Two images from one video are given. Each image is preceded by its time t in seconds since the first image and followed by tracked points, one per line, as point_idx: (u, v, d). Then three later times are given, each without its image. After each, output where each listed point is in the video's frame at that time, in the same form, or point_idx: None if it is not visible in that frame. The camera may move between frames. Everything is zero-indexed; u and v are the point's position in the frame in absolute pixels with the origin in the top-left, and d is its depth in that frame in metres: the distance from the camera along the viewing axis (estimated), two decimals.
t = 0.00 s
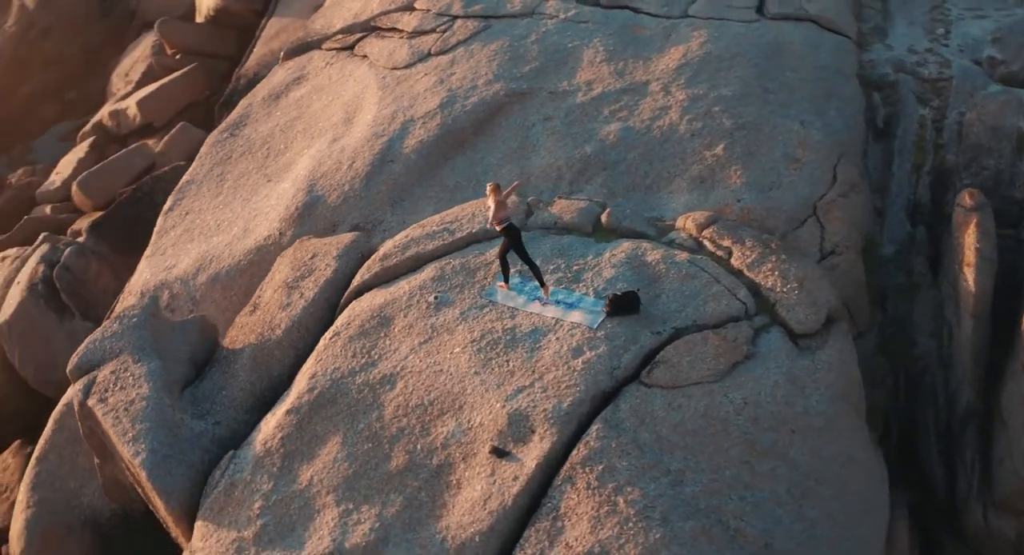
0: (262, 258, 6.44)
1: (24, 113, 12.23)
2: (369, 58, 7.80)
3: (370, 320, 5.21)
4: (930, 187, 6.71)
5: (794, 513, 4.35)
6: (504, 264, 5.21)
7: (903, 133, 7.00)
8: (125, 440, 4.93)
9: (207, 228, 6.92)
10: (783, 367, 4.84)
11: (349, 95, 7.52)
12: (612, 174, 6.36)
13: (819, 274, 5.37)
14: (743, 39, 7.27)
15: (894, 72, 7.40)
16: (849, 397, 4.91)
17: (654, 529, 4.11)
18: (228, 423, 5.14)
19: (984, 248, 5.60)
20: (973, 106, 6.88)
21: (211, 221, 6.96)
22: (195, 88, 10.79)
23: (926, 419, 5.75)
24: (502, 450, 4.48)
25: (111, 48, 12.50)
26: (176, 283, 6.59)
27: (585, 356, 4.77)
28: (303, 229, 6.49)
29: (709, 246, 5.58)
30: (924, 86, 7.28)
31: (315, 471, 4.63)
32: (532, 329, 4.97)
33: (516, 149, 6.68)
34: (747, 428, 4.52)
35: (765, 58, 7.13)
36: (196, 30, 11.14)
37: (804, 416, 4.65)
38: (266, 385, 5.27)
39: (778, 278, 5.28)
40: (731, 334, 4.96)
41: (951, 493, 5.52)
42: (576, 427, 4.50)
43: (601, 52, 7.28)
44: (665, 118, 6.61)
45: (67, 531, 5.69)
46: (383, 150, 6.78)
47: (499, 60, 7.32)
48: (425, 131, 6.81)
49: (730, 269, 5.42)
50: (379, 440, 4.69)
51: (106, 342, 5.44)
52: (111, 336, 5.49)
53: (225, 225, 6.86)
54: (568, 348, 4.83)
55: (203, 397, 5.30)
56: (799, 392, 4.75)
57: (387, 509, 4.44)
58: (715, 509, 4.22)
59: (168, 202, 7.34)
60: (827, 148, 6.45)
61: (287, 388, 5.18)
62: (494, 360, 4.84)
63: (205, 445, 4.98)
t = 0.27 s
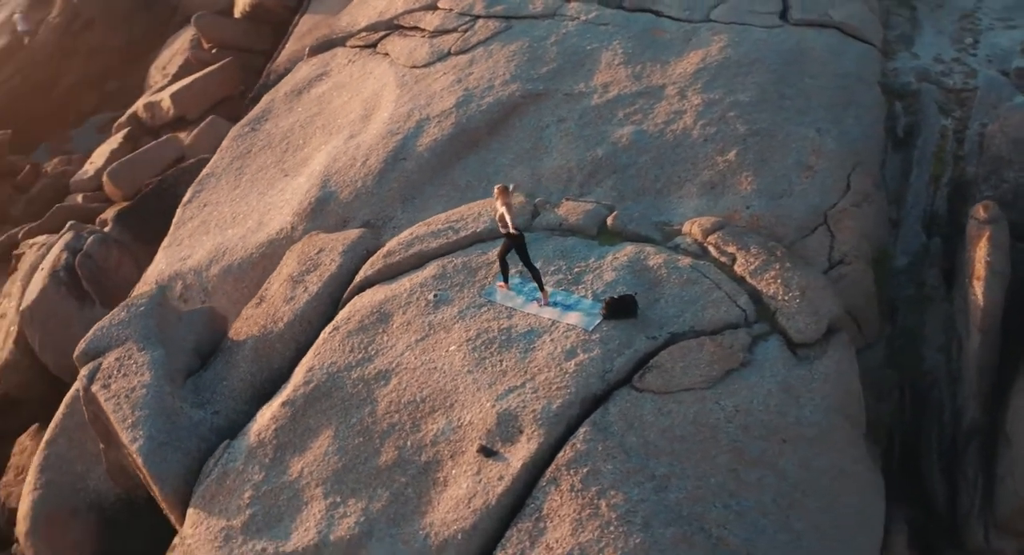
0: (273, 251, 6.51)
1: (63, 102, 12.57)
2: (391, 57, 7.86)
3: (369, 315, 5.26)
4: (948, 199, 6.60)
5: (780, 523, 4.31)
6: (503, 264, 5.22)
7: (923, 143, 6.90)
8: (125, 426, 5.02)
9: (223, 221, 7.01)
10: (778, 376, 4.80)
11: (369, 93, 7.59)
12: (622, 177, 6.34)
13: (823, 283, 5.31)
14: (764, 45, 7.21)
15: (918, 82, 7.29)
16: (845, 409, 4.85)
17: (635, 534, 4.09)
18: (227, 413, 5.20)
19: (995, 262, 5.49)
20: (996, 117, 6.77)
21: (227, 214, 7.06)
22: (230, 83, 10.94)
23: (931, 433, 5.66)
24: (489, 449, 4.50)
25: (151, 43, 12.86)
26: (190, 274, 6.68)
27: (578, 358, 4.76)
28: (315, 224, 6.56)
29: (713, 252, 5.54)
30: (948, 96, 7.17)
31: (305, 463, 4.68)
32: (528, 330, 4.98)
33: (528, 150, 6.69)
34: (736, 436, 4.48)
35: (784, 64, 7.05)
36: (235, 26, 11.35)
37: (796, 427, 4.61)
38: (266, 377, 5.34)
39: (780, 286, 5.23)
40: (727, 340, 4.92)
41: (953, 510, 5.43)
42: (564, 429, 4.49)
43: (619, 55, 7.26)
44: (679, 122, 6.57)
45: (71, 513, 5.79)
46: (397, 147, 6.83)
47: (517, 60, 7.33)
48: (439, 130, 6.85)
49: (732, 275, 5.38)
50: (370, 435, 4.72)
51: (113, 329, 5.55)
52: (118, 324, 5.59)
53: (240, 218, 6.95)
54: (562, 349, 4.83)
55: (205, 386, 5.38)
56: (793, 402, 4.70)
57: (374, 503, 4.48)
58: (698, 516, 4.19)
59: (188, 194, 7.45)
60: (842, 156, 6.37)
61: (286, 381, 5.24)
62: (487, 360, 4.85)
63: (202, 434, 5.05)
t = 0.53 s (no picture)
0: (285, 245, 6.58)
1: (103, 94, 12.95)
2: (412, 55, 7.91)
3: (369, 311, 5.30)
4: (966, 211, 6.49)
5: (765, 533, 4.27)
6: (504, 263, 5.23)
7: (944, 153, 6.78)
8: (125, 413, 5.11)
9: (240, 214, 7.11)
10: (773, 384, 4.75)
11: (388, 90, 7.64)
12: (632, 180, 6.31)
13: (826, 292, 5.25)
14: (784, 51, 7.13)
15: (942, 91, 7.17)
16: (841, 420, 4.79)
17: (615, 537, 4.08)
18: (227, 402, 5.27)
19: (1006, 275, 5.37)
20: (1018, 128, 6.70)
21: (244, 207, 7.16)
22: (265, 78, 11.07)
23: (936, 447, 5.57)
24: (477, 448, 4.51)
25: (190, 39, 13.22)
26: (204, 265, 6.78)
27: (571, 360, 4.76)
28: (327, 219, 6.62)
29: (718, 258, 5.51)
30: (972, 106, 7.04)
31: (297, 455, 4.73)
32: (524, 330, 4.98)
33: (541, 150, 6.68)
34: (725, 443, 4.45)
35: (804, 70, 6.98)
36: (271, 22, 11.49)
37: (788, 436, 4.56)
38: (267, 368, 5.40)
39: (781, 294, 5.18)
40: (724, 346, 4.89)
41: (955, 526, 5.34)
42: (552, 430, 4.49)
43: (637, 57, 7.23)
44: (693, 127, 6.53)
45: (77, 496, 5.88)
46: (411, 145, 6.87)
47: (535, 61, 7.34)
48: (454, 129, 6.88)
49: (734, 281, 5.34)
50: (362, 429, 4.76)
51: (120, 317, 5.64)
52: (126, 312, 5.68)
53: (256, 212, 7.04)
54: (556, 350, 4.83)
55: (207, 376, 5.45)
56: (786, 410, 4.65)
57: (361, 497, 4.51)
58: (681, 522, 4.17)
59: (207, 186, 7.56)
60: (857, 164, 6.29)
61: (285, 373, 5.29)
62: (481, 358, 4.87)
63: (201, 422, 5.12)
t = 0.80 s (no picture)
0: (297, 239, 6.65)
1: (141, 88, 13.23)
2: (433, 54, 7.96)
3: (369, 306, 5.34)
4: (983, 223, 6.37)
5: (749, 542, 4.23)
6: (505, 263, 5.25)
7: (964, 165, 6.67)
8: (127, 399, 5.20)
9: (256, 207, 7.20)
10: (767, 392, 4.70)
11: (408, 88, 7.69)
12: (642, 184, 6.29)
13: (828, 302, 5.19)
14: (804, 57, 7.06)
15: (965, 100, 7.04)
16: (837, 431, 4.73)
17: (594, 539, 4.07)
18: (227, 392, 5.34)
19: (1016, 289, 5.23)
20: None
21: (261, 201, 7.24)
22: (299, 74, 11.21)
23: (939, 462, 5.48)
24: (465, 446, 4.53)
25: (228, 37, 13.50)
26: (218, 257, 6.87)
27: (564, 361, 4.76)
28: (339, 215, 6.68)
29: (721, 263, 5.47)
30: (995, 117, 6.91)
31: (290, 447, 4.79)
32: (520, 330, 4.99)
33: (553, 152, 6.68)
34: (713, 450, 4.42)
35: (823, 77, 6.90)
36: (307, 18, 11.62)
37: (779, 445, 4.52)
38: (268, 360, 5.46)
39: (782, 302, 5.14)
40: (720, 353, 4.85)
41: (956, 544, 5.27)
42: (540, 430, 4.50)
43: (656, 61, 7.19)
44: (706, 131, 6.49)
45: (83, 480, 5.99)
46: (426, 143, 6.91)
47: (553, 62, 7.34)
48: (469, 128, 6.90)
49: (736, 288, 5.30)
50: (354, 423, 4.80)
51: (129, 305, 5.74)
52: (135, 301, 5.78)
53: (271, 206, 7.12)
54: (550, 351, 4.83)
55: (210, 365, 5.53)
56: (779, 419, 4.61)
57: (349, 491, 4.55)
58: (663, 527, 4.15)
59: (227, 179, 7.67)
60: (871, 173, 6.21)
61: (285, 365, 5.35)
62: (476, 357, 4.88)
63: (201, 412, 5.20)
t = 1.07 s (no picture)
0: (311, 232, 6.72)
1: (186, 79, 13.49)
2: (458, 53, 7.99)
3: (371, 301, 5.38)
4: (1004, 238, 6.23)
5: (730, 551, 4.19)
6: (506, 262, 5.26)
7: (987, 178, 6.52)
8: (130, 383, 5.30)
9: (275, 200, 7.30)
10: (759, 401, 4.65)
11: (430, 86, 7.73)
12: (654, 187, 6.26)
13: (830, 312, 5.12)
14: (828, 64, 6.97)
15: (993, 112, 6.89)
16: (829, 443, 4.66)
17: (571, 540, 4.06)
18: (228, 380, 5.42)
19: None
20: None
21: (280, 194, 7.34)
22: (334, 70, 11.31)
23: (942, 480, 5.39)
24: (451, 442, 4.55)
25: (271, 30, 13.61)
26: (235, 248, 6.98)
27: (555, 362, 4.76)
28: (354, 210, 6.74)
29: (725, 270, 5.42)
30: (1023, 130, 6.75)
31: (283, 436, 4.85)
32: (515, 330, 5.00)
33: (567, 153, 6.67)
34: (699, 457, 4.39)
35: (846, 85, 6.81)
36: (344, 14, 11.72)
37: (767, 455, 4.47)
38: (270, 351, 5.53)
39: (782, 310, 5.08)
40: (714, 360, 4.82)
41: None
42: (527, 430, 4.50)
43: (677, 64, 7.14)
44: (722, 137, 6.44)
45: (92, 461, 6.12)
46: (442, 141, 6.95)
47: (575, 64, 7.33)
48: (485, 128, 6.93)
49: (738, 295, 5.25)
50: (346, 416, 4.85)
51: (140, 291, 5.85)
52: (147, 287, 5.89)
53: (290, 199, 7.21)
54: (543, 352, 4.83)
55: (215, 353, 5.62)
56: (769, 429, 4.56)
57: (336, 482, 4.60)
58: (641, 532, 4.13)
59: (250, 171, 7.79)
60: (887, 184, 6.11)
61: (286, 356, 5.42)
62: (469, 354, 4.90)
63: (201, 399, 5.28)
